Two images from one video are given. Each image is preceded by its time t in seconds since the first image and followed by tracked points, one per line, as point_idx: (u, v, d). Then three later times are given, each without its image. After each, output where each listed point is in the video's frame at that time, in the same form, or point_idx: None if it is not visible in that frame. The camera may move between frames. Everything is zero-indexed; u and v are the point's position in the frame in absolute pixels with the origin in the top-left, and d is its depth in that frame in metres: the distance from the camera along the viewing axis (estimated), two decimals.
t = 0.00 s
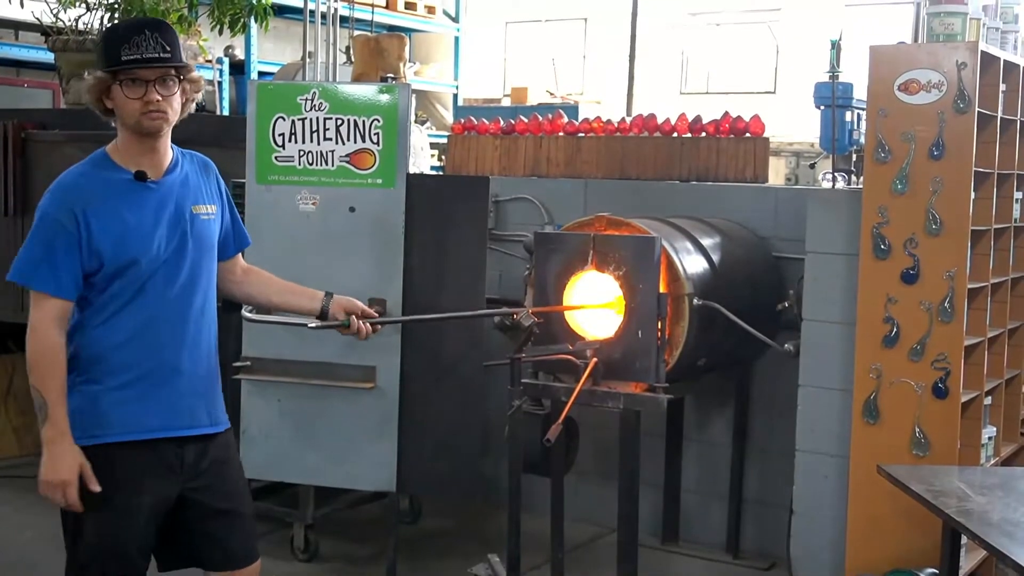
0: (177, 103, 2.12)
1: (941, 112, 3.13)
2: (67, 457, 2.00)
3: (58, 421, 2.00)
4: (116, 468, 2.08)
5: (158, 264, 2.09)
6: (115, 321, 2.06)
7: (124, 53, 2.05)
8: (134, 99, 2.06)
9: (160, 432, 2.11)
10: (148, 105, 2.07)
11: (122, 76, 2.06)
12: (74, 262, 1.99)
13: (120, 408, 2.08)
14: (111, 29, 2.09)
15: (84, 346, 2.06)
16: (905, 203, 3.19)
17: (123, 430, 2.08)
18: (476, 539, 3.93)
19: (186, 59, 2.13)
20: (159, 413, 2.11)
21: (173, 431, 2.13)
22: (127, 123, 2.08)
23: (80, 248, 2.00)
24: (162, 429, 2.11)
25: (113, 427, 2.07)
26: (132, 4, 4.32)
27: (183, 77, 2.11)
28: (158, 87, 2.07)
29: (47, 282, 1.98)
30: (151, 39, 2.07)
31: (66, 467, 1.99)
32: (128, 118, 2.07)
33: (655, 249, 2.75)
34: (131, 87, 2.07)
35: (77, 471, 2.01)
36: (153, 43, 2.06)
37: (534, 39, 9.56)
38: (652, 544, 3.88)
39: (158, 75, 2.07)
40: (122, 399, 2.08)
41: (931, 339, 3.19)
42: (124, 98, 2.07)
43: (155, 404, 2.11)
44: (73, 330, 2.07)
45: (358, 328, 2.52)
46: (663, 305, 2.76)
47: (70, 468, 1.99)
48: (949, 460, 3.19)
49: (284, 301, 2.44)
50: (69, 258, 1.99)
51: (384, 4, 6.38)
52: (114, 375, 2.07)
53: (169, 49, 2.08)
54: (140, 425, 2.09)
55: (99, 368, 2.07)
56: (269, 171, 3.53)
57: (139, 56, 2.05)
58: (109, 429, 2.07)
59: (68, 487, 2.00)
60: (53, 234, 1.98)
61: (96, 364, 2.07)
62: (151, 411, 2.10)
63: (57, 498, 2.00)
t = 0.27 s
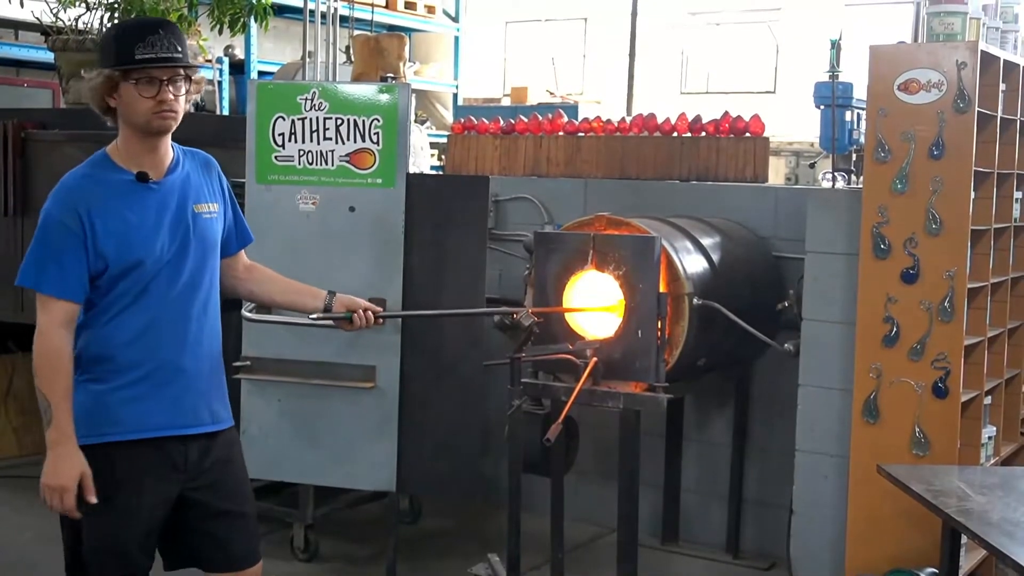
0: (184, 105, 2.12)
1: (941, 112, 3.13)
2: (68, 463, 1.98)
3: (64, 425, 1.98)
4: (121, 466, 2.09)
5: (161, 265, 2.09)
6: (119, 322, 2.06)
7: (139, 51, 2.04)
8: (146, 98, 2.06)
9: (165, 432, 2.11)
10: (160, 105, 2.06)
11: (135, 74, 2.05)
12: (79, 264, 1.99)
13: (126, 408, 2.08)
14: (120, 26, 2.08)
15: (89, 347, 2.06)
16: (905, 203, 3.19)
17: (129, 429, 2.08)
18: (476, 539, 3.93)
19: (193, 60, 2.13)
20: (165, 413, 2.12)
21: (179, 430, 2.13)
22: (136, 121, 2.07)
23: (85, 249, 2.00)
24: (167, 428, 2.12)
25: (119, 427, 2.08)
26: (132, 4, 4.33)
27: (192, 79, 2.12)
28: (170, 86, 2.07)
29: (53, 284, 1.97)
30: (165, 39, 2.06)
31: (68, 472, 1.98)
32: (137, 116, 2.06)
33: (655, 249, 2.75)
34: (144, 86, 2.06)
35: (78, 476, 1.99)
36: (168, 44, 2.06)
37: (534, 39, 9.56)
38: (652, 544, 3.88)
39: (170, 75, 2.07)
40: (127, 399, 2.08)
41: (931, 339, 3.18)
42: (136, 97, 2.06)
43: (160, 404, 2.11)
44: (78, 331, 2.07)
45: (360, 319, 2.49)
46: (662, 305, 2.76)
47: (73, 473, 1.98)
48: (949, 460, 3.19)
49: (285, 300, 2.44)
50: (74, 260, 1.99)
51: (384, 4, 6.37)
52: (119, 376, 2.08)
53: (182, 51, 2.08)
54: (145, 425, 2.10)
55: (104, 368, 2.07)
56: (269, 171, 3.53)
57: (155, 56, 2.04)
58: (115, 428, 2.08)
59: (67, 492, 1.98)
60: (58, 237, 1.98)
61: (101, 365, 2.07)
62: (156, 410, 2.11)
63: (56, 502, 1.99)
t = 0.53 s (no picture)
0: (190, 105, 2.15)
1: (941, 112, 3.13)
2: (131, 456, 2.02)
3: (113, 421, 2.01)
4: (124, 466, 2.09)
5: (163, 264, 2.09)
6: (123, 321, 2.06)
7: (161, 48, 2.06)
8: (162, 95, 2.08)
9: (171, 430, 2.12)
10: (177, 103, 2.09)
11: (153, 70, 2.07)
12: (85, 265, 1.99)
13: (131, 408, 2.08)
14: (135, 22, 2.08)
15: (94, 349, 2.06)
16: (904, 203, 3.19)
17: (136, 429, 2.09)
18: (476, 539, 3.93)
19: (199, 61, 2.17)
20: (170, 412, 2.12)
21: (184, 429, 2.13)
22: (150, 117, 2.08)
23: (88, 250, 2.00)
24: (172, 427, 2.12)
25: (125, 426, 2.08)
26: (132, 4, 4.33)
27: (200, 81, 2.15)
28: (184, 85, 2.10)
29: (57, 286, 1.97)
30: (184, 38, 2.10)
31: (134, 465, 2.02)
32: (152, 113, 2.07)
33: (655, 249, 2.75)
34: (162, 83, 2.08)
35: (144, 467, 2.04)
36: (187, 43, 2.10)
37: (534, 39, 9.57)
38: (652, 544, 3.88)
39: (186, 74, 2.10)
40: (133, 399, 2.09)
41: (931, 339, 3.19)
42: (153, 93, 2.07)
43: (166, 402, 2.11)
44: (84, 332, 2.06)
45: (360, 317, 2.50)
46: (662, 305, 2.76)
47: (139, 464, 2.02)
48: (949, 460, 3.19)
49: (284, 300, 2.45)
50: (77, 262, 1.99)
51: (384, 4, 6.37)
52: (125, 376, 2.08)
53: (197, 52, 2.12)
54: (150, 424, 2.10)
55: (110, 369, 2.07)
56: (269, 171, 3.54)
57: (177, 53, 2.07)
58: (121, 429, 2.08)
59: (139, 484, 2.03)
60: (62, 238, 1.98)
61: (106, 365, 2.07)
62: (162, 410, 2.11)
63: (124, 496, 2.03)
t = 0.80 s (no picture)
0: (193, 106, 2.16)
1: (941, 112, 3.13)
2: (121, 457, 2.01)
3: (105, 421, 2.01)
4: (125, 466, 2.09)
5: (164, 264, 2.09)
6: (124, 322, 2.07)
7: (167, 46, 2.07)
8: (167, 94, 2.08)
9: (171, 431, 2.12)
10: (181, 102, 2.10)
11: (159, 69, 2.08)
12: (86, 266, 1.99)
13: (131, 409, 2.08)
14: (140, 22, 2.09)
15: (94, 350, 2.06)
16: (904, 203, 3.19)
17: (137, 429, 2.09)
18: (476, 539, 3.93)
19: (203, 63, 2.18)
20: (171, 413, 2.12)
21: (184, 429, 2.13)
22: (154, 117, 2.08)
23: (90, 251, 2.00)
24: (173, 428, 2.12)
25: (126, 427, 2.08)
26: (132, 4, 4.33)
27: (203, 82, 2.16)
28: (189, 85, 2.12)
29: (59, 286, 1.97)
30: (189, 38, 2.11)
31: (125, 466, 2.01)
32: (159, 111, 2.08)
33: (655, 249, 2.75)
34: (166, 82, 2.09)
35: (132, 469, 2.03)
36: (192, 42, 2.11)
37: (534, 39, 9.57)
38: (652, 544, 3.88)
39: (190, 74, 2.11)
40: (134, 400, 2.09)
41: (931, 339, 3.18)
42: (158, 91, 2.08)
43: (167, 403, 2.11)
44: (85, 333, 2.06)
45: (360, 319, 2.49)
46: (662, 305, 2.76)
47: (127, 466, 2.02)
48: (949, 460, 3.19)
49: (284, 300, 2.45)
50: (79, 262, 1.99)
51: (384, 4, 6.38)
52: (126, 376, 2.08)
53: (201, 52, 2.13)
54: (151, 425, 2.10)
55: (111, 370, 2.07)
56: (269, 171, 3.54)
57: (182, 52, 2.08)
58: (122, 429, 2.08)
59: (129, 485, 2.02)
60: (64, 239, 1.98)
61: (107, 366, 2.07)
62: (162, 411, 2.11)
63: (115, 499, 2.02)
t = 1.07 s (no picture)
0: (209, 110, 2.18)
1: (941, 112, 3.13)
2: (157, 440, 1.98)
3: (137, 407, 1.98)
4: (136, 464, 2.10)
5: (177, 263, 2.10)
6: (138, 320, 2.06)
7: (193, 47, 2.10)
8: (190, 94, 2.11)
9: (180, 429, 2.13)
10: (202, 104, 2.12)
11: (184, 69, 2.10)
12: (105, 263, 1.98)
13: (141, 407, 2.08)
14: (164, 22, 2.12)
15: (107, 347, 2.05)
16: (905, 204, 3.19)
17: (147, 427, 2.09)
18: (477, 540, 3.93)
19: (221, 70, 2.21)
20: (179, 411, 2.13)
21: (192, 427, 2.15)
22: (175, 116, 2.09)
23: (109, 248, 1.99)
24: (181, 426, 2.13)
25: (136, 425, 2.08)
26: (132, 5, 4.35)
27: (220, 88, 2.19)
28: (210, 88, 2.14)
29: (80, 282, 1.95)
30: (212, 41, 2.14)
31: (161, 450, 1.98)
32: (182, 111, 2.10)
33: (655, 250, 2.75)
34: (190, 82, 2.11)
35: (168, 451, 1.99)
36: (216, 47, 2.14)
37: (534, 39, 9.57)
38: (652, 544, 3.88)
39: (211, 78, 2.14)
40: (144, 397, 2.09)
41: (931, 339, 3.18)
42: (182, 91, 2.10)
43: (176, 402, 2.12)
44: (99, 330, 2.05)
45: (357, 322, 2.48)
46: (663, 305, 2.76)
47: (164, 448, 1.98)
48: (950, 460, 3.19)
49: (284, 300, 2.45)
50: (100, 258, 1.97)
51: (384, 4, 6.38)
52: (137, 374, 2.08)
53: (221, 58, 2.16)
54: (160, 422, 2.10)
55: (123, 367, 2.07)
56: (269, 172, 3.53)
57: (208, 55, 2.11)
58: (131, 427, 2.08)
59: (167, 470, 1.98)
60: (85, 234, 1.96)
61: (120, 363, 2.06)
62: (172, 409, 2.12)
63: (153, 484, 1.98)
